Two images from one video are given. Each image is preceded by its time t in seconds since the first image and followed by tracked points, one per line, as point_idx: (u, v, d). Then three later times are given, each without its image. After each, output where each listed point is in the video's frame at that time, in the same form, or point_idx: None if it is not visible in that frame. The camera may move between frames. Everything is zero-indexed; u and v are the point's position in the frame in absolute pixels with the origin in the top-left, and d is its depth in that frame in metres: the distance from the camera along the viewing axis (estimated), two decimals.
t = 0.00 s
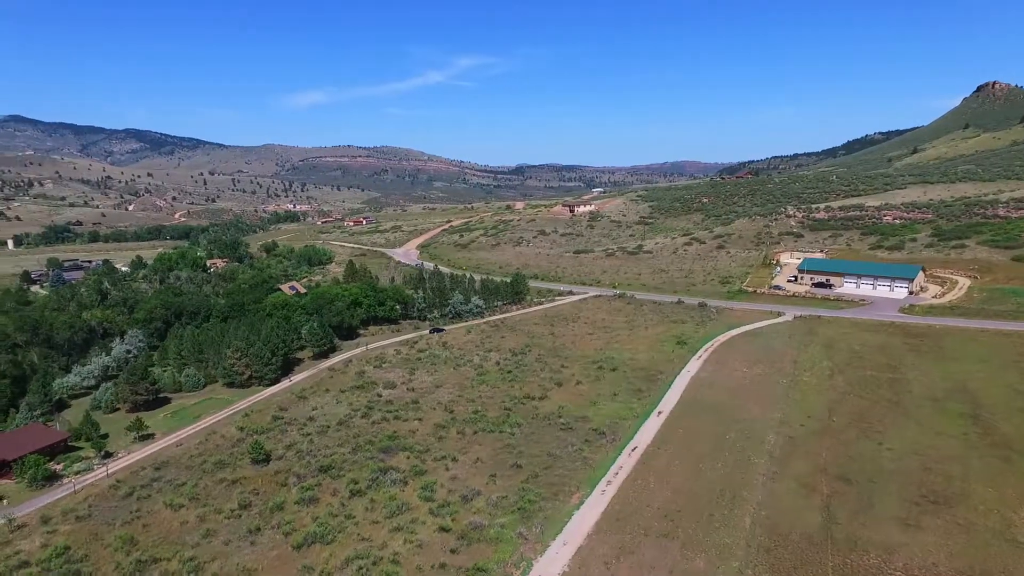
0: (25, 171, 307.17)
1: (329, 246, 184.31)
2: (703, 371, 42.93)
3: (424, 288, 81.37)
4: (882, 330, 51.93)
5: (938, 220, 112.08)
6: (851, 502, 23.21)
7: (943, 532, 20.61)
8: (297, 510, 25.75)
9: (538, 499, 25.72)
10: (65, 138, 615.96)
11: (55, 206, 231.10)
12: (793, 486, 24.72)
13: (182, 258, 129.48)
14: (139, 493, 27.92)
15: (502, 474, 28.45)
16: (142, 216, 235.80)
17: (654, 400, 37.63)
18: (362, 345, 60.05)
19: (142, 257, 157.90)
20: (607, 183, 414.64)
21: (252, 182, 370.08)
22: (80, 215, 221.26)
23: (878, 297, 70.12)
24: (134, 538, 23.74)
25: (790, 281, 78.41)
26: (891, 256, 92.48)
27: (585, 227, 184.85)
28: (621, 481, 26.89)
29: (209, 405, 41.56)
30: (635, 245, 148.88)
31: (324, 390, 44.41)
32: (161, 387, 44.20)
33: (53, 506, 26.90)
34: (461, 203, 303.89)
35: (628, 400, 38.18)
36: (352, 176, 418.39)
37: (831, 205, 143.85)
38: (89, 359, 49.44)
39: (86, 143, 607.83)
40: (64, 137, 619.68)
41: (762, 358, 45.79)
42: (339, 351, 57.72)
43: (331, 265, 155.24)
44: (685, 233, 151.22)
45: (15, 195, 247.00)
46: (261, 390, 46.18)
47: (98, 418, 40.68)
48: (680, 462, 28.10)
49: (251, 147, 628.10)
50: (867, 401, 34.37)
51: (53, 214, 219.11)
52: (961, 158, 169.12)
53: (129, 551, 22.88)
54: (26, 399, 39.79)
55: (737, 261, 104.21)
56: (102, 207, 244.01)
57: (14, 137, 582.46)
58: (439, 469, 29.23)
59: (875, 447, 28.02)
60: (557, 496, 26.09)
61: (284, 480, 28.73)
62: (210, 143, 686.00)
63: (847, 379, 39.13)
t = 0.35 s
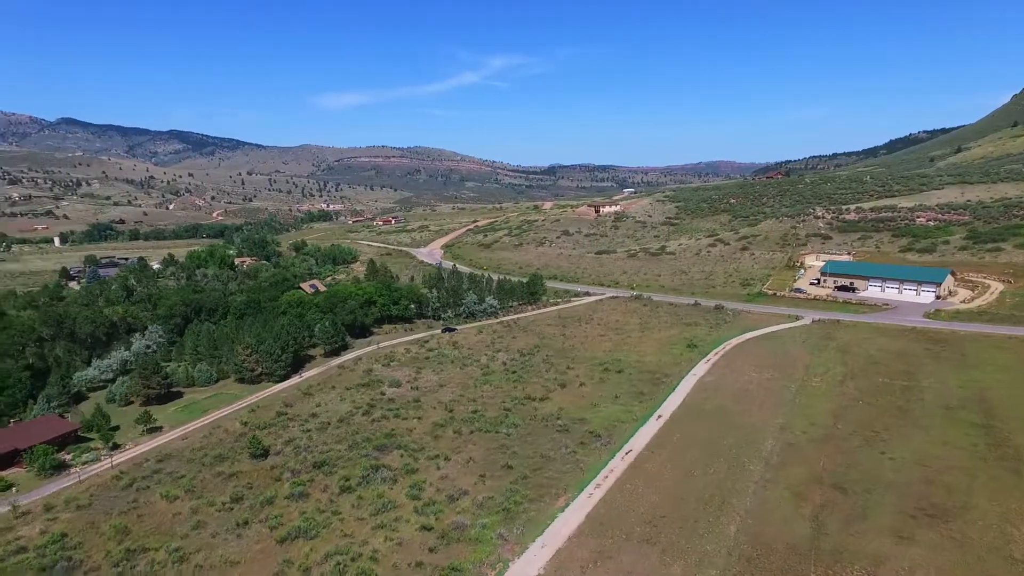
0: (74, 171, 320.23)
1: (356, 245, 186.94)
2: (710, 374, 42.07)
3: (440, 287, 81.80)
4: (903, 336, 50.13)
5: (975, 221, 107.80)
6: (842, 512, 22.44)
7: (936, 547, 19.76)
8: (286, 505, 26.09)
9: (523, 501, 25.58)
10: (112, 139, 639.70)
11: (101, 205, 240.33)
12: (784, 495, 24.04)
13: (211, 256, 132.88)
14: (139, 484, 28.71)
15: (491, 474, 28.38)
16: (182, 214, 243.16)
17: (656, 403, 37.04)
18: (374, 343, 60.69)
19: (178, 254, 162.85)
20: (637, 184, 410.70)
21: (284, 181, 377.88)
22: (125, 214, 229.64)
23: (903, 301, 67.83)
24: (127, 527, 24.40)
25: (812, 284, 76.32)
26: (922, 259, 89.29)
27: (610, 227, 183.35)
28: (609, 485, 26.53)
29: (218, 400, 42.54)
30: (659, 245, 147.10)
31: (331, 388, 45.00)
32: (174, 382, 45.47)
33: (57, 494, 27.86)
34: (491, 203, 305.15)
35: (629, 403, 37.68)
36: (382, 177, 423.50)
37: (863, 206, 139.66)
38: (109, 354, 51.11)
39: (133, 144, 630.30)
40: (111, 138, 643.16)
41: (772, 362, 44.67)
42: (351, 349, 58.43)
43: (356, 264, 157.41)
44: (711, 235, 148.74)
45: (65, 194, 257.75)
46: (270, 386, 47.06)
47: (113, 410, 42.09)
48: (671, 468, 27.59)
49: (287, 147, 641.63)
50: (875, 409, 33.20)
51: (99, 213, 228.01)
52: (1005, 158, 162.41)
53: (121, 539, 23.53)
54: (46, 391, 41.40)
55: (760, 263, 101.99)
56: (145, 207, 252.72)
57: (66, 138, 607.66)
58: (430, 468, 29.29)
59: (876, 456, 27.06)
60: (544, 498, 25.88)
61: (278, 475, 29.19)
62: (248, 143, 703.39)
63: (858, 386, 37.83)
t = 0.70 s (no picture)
0: (121, 171, 332.53)
1: (384, 245, 189.11)
2: (718, 377, 41.21)
3: (457, 286, 82.20)
4: (926, 341, 48.27)
5: (1017, 222, 103.13)
6: (833, 523, 21.75)
7: (926, 562, 19.06)
8: (279, 499, 26.56)
9: (510, 500, 25.53)
10: (157, 140, 661.87)
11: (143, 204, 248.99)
12: (776, 503, 23.43)
13: (241, 254, 136.01)
14: (143, 475, 29.64)
15: (482, 474, 28.38)
16: (220, 213, 250.60)
17: (658, 406, 36.52)
18: (387, 341, 61.29)
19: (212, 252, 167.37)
20: (669, 183, 405.06)
21: (317, 181, 384.83)
22: (167, 212, 237.29)
23: (931, 304, 65.41)
24: (126, 517, 25.21)
25: (836, 286, 74.04)
26: (956, 261, 85.90)
27: (637, 227, 181.31)
28: (599, 487, 26.24)
29: (230, 396, 43.61)
30: (685, 245, 144.86)
31: (339, 385, 45.61)
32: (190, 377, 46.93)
33: (66, 484, 28.99)
34: (520, 202, 305.13)
35: (631, 405, 37.19)
36: (412, 177, 427.71)
37: (899, 206, 135.04)
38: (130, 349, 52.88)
39: (176, 145, 651.43)
40: (156, 139, 665.17)
41: (784, 365, 43.50)
42: (364, 346, 59.14)
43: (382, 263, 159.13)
44: (739, 235, 145.77)
45: (110, 194, 267.80)
46: (282, 382, 48.03)
47: (130, 403, 43.64)
48: (663, 471, 27.15)
49: (322, 147, 653.38)
50: (884, 416, 32.05)
51: (143, 212, 236.20)
52: None
53: (118, 528, 24.33)
54: (68, 384, 43.21)
55: (787, 264, 99.49)
56: (185, 205, 260.74)
57: (114, 140, 631.11)
58: (423, 466, 29.45)
59: (877, 465, 26.14)
60: (532, 498, 25.79)
61: (275, 469, 29.73)
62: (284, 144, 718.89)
63: (871, 392, 36.55)
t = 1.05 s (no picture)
0: (164, 172, 344.56)
1: (410, 244, 191.19)
2: (724, 381, 40.43)
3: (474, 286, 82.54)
4: (947, 347, 46.51)
5: None
6: (821, 535, 21.12)
7: None
8: (272, 494, 27.09)
9: (497, 502, 25.47)
10: (199, 142, 683.35)
11: (183, 203, 257.31)
12: (764, 511, 22.90)
13: (269, 253, 139.14)
14: (147, 468, 30.61)
15: (473, 474, 28.35)
16: (258, 212, 257.11)
17: (659, 410, 35.98)
18: (399, 340, 61.85)
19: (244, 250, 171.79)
20: (701, 183, 399.05)
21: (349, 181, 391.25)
22: (206, 211, 244.62)
23: (959, 309, 63.05)
24: (125, 507, 26.06)
25: (860, 289, 71.84)
26: (991, 265, 82.60)
27: (663, 228, 179.20)
28: (587, 491, 25.95)
29: (240, 392, 44.69)
30: (710, 247, 142.63)
31: (346, 383, 46.26)
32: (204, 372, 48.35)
33: (74, 474, 30.15)
34: (549, 203, 304.83)
35: (632, 409, 36.72)
36: (441, 177, 431.13)
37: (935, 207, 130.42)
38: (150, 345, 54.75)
39: (218, 146, 671.47)
40: (198, 141, 686.62)
41: (796, 370, 42.31)
42: (376, 345, 59.86)
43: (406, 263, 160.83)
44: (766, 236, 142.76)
45: (153, 193, 277.65)
46: (292, 379, 49.01)
47: (147, 396, 45.22)
48: (654, 476, 26.73)
49: (356, 147, 664.05)
50: (893, 425, 30.92)
51: (183, 211, 244.19)
52: None
53: (116, 518, 25.17)
54: (88, 377, 45.05)
55: (813, 266, 97.04)
56: (224, 205, 268.65)
57: (159, 142, 653.61)
58: (416, 465, 29.59)
59: (877, 476, 25.27)
60: (519, 500, 25.70)
61: (273, 464, 30.32)
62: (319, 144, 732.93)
63: (882, 399, 35.35)
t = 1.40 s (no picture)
0: (202, 172, 354.40)
1: (435, 244, 192.59)
2: (728, 385, 39.69)
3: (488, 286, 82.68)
4: (967, 353, 44.80)
5: None
6: (803, 543, 20.65)
7: None
8: (264, 488, 27.60)
9: (481, 501, 25.50)
10: (236, 142, 700.49)
11: (216, 202, 263.91)
12: (748, 518, 22.43)
13: (293, 252, 141.50)
14: (149, 460, 31.53)
15: (462, 473, 28.40)
16: (291, 211, 262.12)
17: (658, 413, 35.54)
18: (409, 338, 62.31)
19: (273, 248, 175.14)
20: (733, 183, 392.05)
21: (377, 181, 395.89)
22: (240, 210, 250.58)
23: (985, 313, 60.76)
24: (123, 498, 26.89)
25: (882, 292, 69.70)
26: None
27: (687, 228, 176.75)
28: (573, 492, 25.75)
29: (249, 388, 45.65)
30: (734, 247, 140.10)
31: (352, 380, 46.83)
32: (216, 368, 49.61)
33: (81, 464, 31.26)
34: (575, 202, 303.64)
35: (631, 411, 36.34)
36: (467, 177, 433.07)
37: (972, 207, 125.76)
38: (166, 340, 56.38)
39: (254, 146, 687.33)
40: (234, 141, 703.37)
41: (804, 374, 41.31)
42: (386, 344, 60.47)
43: (429, 262, 161.79)
44: (792, 237, 139.66)
45: (190, 193, 285.86)
46: (300, 376, 49.89)
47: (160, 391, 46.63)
48: (642, 479, 26.42)
49: (386, 147, 671.57)
50: (896, 432, 29.98)
51: (218, 210, 250.77)
52: None
53: (113, 508, 25.99)
54: (106, 371, 46.70)
55: (837, 268, 94.60)
56: (258, 204, 275.08)
57: (198, 143, 672.51)
58: (407, 464, 29.78)
59: (870, 484, 24.56)
60: (503, 500, 25.63)
61: (269, 460, 30.88)
62: (350, 144, 743.34)
63: (890, 406, 34.24)
